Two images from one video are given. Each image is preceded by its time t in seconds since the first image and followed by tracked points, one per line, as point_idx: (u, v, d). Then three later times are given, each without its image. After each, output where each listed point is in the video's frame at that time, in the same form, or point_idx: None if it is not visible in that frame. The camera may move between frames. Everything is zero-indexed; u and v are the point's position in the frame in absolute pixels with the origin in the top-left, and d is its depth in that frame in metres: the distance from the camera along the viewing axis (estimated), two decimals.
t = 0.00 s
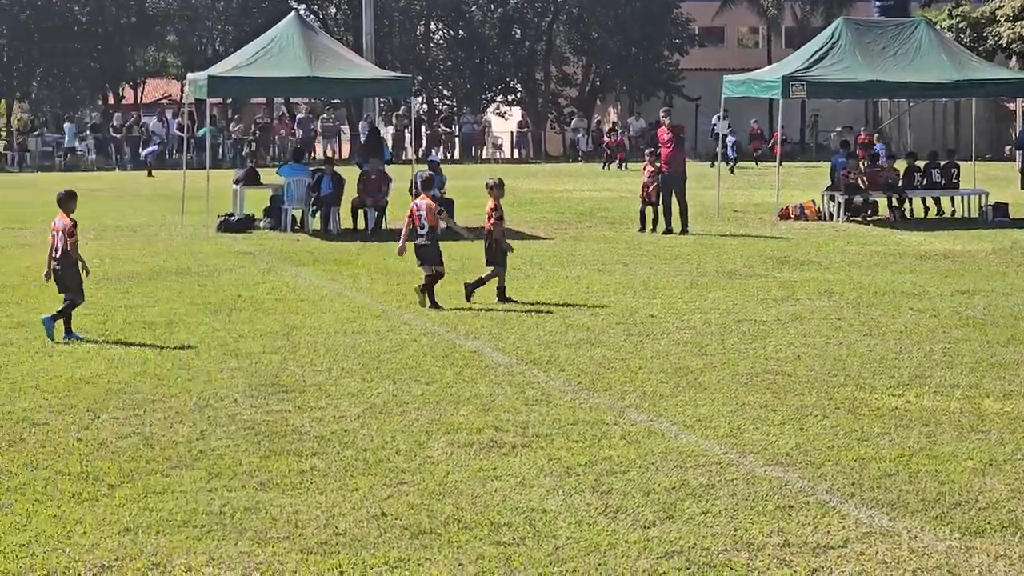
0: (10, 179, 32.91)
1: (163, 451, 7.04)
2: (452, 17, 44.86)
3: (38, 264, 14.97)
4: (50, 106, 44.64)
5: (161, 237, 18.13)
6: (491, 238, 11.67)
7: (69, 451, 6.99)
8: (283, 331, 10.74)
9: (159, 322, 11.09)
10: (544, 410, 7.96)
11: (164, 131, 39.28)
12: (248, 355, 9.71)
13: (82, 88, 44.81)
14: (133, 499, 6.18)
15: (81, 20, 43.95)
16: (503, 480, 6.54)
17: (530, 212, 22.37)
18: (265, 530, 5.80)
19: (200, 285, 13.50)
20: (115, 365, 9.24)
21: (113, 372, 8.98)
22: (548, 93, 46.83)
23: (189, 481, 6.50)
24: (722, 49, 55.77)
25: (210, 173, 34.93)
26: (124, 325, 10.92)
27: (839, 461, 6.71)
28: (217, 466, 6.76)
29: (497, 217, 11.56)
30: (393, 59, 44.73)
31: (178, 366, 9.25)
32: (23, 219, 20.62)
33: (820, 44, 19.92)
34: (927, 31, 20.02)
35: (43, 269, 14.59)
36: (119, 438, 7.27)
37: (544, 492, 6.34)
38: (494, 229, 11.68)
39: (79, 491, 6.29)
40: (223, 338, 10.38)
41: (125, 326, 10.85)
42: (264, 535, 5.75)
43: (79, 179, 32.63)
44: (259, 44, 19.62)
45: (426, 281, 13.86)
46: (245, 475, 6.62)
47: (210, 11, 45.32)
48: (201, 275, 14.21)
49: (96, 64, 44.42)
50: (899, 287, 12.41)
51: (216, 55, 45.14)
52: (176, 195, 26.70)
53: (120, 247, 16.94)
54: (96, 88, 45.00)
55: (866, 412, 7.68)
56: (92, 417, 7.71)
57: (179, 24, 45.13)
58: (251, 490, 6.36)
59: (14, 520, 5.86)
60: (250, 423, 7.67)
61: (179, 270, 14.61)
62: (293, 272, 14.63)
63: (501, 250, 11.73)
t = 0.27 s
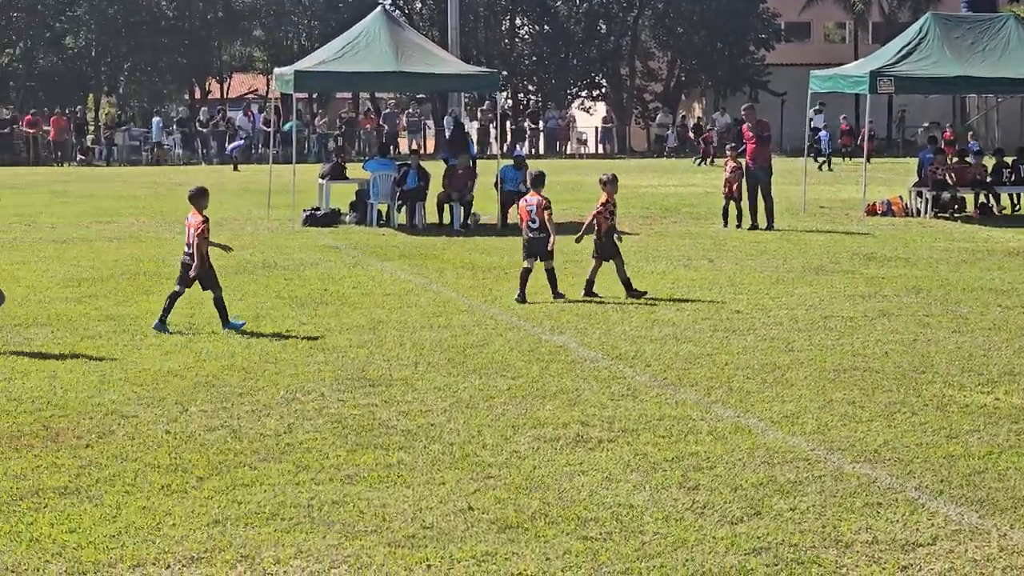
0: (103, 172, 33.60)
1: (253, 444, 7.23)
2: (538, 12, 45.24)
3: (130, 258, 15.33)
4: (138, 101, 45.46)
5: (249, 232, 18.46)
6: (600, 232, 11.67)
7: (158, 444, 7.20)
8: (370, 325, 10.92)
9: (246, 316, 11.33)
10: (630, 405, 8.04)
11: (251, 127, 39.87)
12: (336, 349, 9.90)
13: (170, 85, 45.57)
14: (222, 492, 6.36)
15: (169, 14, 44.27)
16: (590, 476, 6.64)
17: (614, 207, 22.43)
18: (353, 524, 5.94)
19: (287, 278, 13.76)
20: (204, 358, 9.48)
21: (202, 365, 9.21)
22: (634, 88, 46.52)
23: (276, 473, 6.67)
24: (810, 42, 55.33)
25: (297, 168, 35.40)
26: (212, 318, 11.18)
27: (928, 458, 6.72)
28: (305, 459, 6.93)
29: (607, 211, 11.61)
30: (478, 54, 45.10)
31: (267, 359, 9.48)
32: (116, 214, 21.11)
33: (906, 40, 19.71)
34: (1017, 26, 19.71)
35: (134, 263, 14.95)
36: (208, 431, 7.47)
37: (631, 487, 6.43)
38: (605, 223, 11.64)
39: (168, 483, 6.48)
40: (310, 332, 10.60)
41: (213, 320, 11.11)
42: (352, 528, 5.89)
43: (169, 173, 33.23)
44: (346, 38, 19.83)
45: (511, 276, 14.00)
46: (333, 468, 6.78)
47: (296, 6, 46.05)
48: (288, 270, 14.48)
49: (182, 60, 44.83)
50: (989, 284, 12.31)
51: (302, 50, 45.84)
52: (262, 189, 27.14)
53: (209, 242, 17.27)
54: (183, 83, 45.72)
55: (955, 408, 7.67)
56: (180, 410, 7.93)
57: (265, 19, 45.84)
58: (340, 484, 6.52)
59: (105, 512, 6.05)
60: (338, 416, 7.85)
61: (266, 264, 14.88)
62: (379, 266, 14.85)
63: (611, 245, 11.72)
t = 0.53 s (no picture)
0: (158, 169, 33.98)
1: (308, 440, 7.35)
2: (592, 9, 45.13)
3: (185, 255, 15.55)
4: (192, 98, 45.92)
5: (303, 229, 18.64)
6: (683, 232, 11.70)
7: (213, 440, 7.34)
8: (424, 322, 11.04)
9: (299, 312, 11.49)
10: (685, 402, 8.10)
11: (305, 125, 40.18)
12: (390, 346, 10.03)
13: (224, 81, 45.96)
14: (276, 488, 6.48)
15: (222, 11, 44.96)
16: (645, 473, 6.71)
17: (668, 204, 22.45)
18: (408, 520, 6.04)
19: (341, 275, 13.91)
20: (259, 354, 9.64)
21: (256, 362, 9.36)
22: (687, 86, 46.33)
23: (331, 470, 6.79)
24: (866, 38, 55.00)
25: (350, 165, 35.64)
26: (265, 315, 11.35)
27: (985, 457, 6.74)
28: (360, 456, 7.04)
29: (692, 211, 11.59)
30: (531, 51, 45.65)
31: (321, 355, 9.62)
32: (173, 211, 21.39)
33: (961, 38, 19.59)
34: None
35: (188, 260, 15.16)
36: (263, 427, 7.61)
37: (686, 485, 6.49)
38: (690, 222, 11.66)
39: (224, 479, 6.61)
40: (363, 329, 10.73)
41: (267, 316, 11.28)
42: (407, 525, 5.99)
43: (223, 171, 33.57)
44: (401, 35, 19.96)
45: (565, 274, 14.08)
46: (387, 465, 6.89)
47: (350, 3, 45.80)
48: (342, 267, 14.64)
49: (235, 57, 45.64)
50: None
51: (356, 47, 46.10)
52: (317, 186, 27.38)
53: (264, 239, 17.47)
54: (237, 80, 46.10)
55: (1012, 407, 7.68)
56: (235, 406, 8.08)
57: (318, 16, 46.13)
58: (395, 480, 6.62)
59: (161, 507, 6.18)
60: (393, 413, 7.96)
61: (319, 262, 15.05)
62: (433, 264, 14.98)
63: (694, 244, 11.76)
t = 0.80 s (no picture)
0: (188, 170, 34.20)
1: (338, 441, 7.43)
2: (621, 11, 45.00)
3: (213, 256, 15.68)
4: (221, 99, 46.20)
5: (332, 230, 18.75)
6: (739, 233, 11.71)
7: (242, 439, 7.43)
8: (452, 323, 11.11)
9: (327, 313, 11.58)
10: (714, 403, 8.14)
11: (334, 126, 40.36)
12: (420, 346, 10.10)
13: (253, 83, 46.20)
14: (306, 488, 6.55)
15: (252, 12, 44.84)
16: (674, 474, 6.75)
17: (697, 205, 22.46)
18: (437, 521, 6.10)
19: (370, 276, 14.00)
20: (288, 354, 9.73)
21: (286, 362, 9.46)
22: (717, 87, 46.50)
23: (361, 470, 6.86)
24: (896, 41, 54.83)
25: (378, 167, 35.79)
26: (294, 315, 11.44)
27: (1015, 459, 6.76)
28: (389, 456, 7.11)
29: (748, 211, 11.61)
30: (561, 52, 45.04)
31: (350, 356, 9.71)
32: (204, 211, 21.56)
33: (991, 40, 19.52)
34: None
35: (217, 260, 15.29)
36: (292, 428, 7.69)
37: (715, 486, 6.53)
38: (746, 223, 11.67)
39: (253, 479, 6.70)
40: (393, 329, 10.81)
41: (297, 317, 11.38)
42: (436, 525, 6.05)
43: (252, 171, 33.77)
44: (429, 36, 20.04)
45: (594, 275, 14.13)
46: (416, 465, 6.95)
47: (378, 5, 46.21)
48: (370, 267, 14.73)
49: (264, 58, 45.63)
50: None
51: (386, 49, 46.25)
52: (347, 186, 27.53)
53: (293, 240, 17.58)
54: (266, 81, 46.32)
55: None
56: (264, 406, 8.17)
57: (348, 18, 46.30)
58: (424, 481, 6.69)
59: (191, 506, 6.27)
60: (421, 414, 8.03)
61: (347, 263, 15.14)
62: (461, 265, 15.05)
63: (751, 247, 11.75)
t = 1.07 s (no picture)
0: (179, 180, 34.15)
1: (327, 451, 7.41)
2: (612, 21, 45.22)
3: (202, 266, 15.65)
4: (211, 110, 46.19)
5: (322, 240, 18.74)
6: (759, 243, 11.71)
7: (232, 449, 7.41)
8: (441, 333, 11.10)
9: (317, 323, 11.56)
10: (703, 414, 8.13)
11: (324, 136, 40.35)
12: (409, 356, 10.08)
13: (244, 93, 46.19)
14: (295, 498, 6.53)
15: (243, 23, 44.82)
16: (663, 484, 6.74)
17: (687, 216, 22.48)
18: (425, 531, 6.09)
19: (359, 286, 13.99)
20: (278, 364, 9.71)
21: (275, 372, 9.43)
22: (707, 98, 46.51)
23: (349, 480, 6.84)
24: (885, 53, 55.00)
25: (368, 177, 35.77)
26: (284, 325, 11.42)
27: (1003, 470, 6.76)
28: (378, 466, 7.09)
29: (768, 221, 11.64)
30: (551, 63, 44.99)
31: (339, 366, 9.69)
32: (194, 221, 21.53)
33: (982, 51, 19.57)
34: None
35: (206, 270, 15.26)
36: (281, 438, 7.67)
37: (704, 496, 6.52)
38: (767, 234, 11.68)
39: (242, 489, 6.67)
40: (382, 340, 10.79)
41: (287, 327, 11.36)
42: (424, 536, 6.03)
43: (242, 181, 33.72)
44: (419, 47, 20.05)
45: (583, 285, 14.13)
46: (406, 475, 6.94)
47: (370, 15, 46.29)
48: (360, 278, 14.72)
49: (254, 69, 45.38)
50: None
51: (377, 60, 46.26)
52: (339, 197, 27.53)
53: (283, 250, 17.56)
54: (257, 91, 46.30)
55: None
56: (253, 416, 8.15)
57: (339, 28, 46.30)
58: (412, 491, 6.67)
59: (179, 516, 6.24)
60: (410, 424, 8.01)
61: (337, 272, 15.12)
62: (451, 275, 15.04)
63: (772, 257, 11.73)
